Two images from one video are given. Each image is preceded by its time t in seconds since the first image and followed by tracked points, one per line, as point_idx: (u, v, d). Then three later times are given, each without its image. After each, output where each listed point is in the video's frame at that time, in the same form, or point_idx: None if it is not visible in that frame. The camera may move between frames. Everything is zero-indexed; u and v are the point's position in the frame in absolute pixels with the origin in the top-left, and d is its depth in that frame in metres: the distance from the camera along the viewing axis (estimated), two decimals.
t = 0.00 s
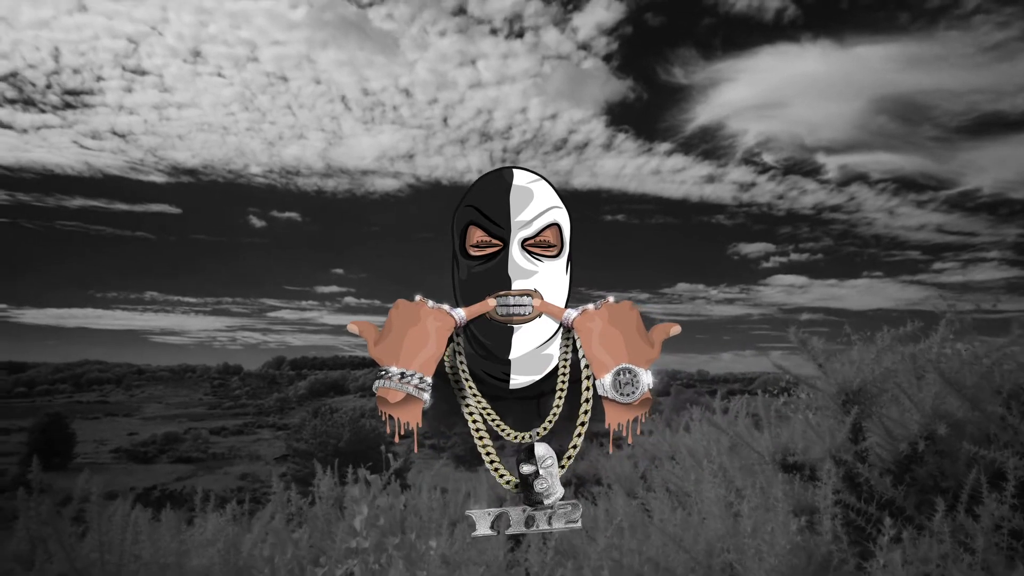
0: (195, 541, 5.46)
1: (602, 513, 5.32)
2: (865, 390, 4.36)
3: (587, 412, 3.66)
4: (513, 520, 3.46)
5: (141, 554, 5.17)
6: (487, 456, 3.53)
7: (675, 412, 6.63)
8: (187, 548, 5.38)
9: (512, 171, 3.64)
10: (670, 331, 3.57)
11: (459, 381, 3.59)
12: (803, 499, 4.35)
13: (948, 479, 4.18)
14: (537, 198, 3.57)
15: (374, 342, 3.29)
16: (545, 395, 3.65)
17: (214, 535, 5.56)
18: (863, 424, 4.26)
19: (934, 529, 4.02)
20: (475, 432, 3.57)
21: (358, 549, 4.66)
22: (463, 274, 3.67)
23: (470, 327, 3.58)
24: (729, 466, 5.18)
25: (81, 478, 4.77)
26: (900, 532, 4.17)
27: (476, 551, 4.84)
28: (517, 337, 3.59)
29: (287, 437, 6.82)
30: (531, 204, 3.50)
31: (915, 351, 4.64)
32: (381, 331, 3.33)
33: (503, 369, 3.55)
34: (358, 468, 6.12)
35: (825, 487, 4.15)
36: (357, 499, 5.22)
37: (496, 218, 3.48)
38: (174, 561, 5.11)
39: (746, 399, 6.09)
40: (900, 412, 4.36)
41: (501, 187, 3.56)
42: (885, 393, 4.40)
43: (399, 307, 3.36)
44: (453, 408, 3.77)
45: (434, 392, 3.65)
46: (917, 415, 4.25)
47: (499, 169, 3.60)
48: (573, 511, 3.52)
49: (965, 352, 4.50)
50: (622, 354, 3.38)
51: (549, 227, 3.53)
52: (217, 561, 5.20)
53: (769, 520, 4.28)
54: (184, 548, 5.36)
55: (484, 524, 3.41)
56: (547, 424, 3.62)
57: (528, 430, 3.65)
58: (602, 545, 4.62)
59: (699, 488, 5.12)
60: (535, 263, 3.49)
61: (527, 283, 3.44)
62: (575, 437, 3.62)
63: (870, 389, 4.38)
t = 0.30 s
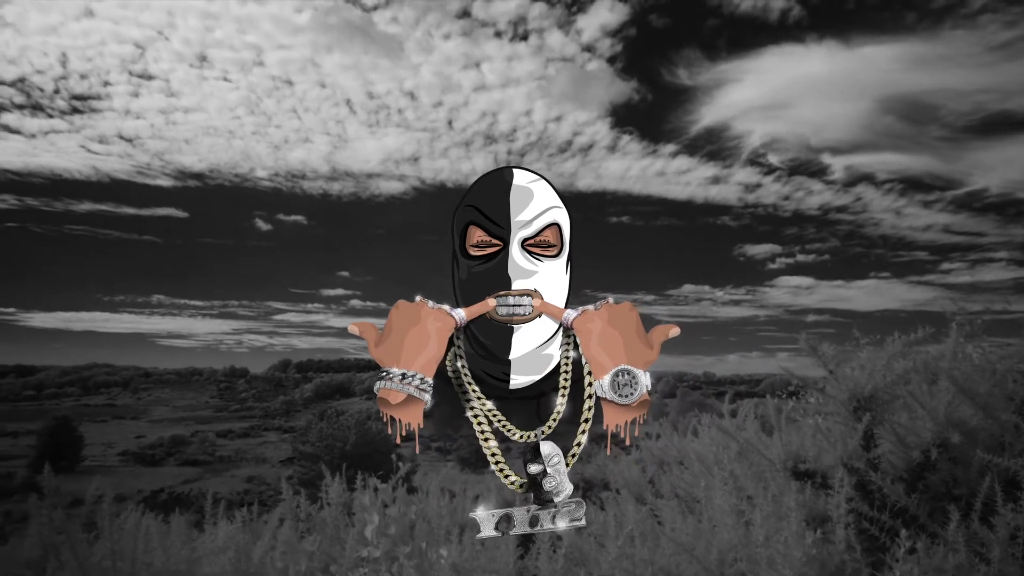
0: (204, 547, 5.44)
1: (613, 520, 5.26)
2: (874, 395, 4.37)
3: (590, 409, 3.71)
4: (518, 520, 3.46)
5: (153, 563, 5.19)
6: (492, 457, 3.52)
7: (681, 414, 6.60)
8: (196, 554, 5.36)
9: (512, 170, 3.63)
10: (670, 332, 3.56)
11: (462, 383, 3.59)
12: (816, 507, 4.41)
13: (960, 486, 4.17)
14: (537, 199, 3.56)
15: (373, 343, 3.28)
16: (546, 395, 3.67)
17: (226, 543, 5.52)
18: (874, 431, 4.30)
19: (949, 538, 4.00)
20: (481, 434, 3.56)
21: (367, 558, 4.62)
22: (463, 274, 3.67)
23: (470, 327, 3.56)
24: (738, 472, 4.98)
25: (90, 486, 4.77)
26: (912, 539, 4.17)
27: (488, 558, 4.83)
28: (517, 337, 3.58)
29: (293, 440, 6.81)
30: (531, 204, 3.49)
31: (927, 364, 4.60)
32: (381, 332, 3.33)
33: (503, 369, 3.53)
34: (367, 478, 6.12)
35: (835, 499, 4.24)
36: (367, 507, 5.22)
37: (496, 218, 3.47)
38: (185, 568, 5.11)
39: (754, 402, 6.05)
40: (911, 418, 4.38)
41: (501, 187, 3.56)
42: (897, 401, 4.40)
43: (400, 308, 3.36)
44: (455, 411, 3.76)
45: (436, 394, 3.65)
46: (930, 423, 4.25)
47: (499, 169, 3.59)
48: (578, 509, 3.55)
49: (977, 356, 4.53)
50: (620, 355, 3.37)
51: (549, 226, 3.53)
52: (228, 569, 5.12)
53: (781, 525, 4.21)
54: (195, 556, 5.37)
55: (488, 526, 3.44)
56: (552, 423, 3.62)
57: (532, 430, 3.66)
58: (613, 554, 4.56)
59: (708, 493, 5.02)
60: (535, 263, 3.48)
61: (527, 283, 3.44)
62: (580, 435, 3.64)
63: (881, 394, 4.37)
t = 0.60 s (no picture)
0: (213, 551, 5.45)
1: (624, 530, 5.17)
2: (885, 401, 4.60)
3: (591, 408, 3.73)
4: (519, 519, 3.51)
5: (165, 568, 5.21)
6: (494, 457, 3.57)
7: (687, 416, 6.56)
8: (207, 558, 5.38)
9: (512, 171, 3.65)
10: (670, 334, 3.58)
11: (463, 383, 3.60)
12: (829, 515, 4.35)
13: (975, 494, 4.15)
14: (537, 199, 3.58)
15: (374, 344, 3.31)
16: (545, 396, 3.67)
17: (238, 550, 5.36)
18: (888, 437, 4.34)
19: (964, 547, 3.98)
20: (482, 433, 3.60)
21: (378, 566, 4.65)
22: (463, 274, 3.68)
23: (470, 327, 3.57)
24: (751, 480, 5.12)
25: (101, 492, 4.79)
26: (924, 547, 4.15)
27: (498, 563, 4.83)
28: (517, 337, 3.60)
29: (299, 442, 6.84)
30: (531, 204, 3.50)
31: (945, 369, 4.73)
32: (381, 333, 3.36)
33: (503, 369, 3.55)
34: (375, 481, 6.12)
35: (850, 508, 4.21)
36: (378, 515, 5.27)
37: (496, 219, 3.49)
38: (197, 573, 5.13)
39: (763, 404, 5.99)
40: (925, 425, 4.36)
41: (502, 187, 3.57)
42: (912, 407, 4.49)
43: (400, 309, 3.38)
44: (457, 410, 3.78)
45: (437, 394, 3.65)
46: (945, 430, 4.20)
47: (499, 170, 3.61)
48: (579, 507, 3.58)
49: (996, 361, 4.59)
50: (620, 356, 3.38)
51: (549, 227, 3.55)
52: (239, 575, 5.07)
53: (795, 536, 4.29)
54: (207, 562, 5.40)
55: (489, 525, 3.46)
56: (552, 422, 3.64)
57: (533, 428, 3.65)
58: (627, 560, 4.74)
59: (720, 499, 4.98)
60: (535, 263, 3.49)
61: (527, 284, 3.46)
62: (580, 434, 3.67)
63: (894, 400, 4.59)
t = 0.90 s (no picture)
0: (222, 556, 5.48)
1: (633, 536, 5.14)
2: (892, 406, 4.57)
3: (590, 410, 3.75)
4: (518, 518, 3.53)
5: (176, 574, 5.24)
6: (492, 456, 3.55)
7: (693, 418, 6.56)
8: (218, 563, 5.41)
9: (512, 171, 3.65)
10: (670, 336, 3.57)
11: (462, 382, 3.60)
12: (842, 522, 4.35)
13: (987, 499, 4.12)
14: (537, 199, 3.58)
15: (374, 345, 3.32)
16: (545, 396, 3.68)
17: (248, 555, 5.36)
18: (899, 442, 4.43)
19: (977, 554, 4.03)
20: (481, 433, 3.58)
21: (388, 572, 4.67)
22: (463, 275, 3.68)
23: (470, 328, 3.58)
24: (759, 485, 4.97)
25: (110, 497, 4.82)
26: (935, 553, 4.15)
27: (508, 566, 4.85)
28: (517, 338, 3.60)
29: (306, 444, 6.87)
30: (531, 205, 3.51)
31: (955, 368, 4.76)
32: (381, 334, 3.37)
33: (503, 369, 3.55)
34: (382, 483, 6.13)
35: (863, 513, 4.22)
36: (388, 520, 5.27)
37: (496, 220, 3.49)
38: None
39: (771, 406, 5.96)
40: (936, 430, 4.42)
41: (502, 188, 3.58)
42: (922, 412, 4.52)
43: (400, 310, 3.39)
44: (456, 410, 3.79)
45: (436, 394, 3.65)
46: (957, 436, 4.25)
47: (499, 171, 3.62)
48: (578, 507, 3.58)
49: (1006, 366, 4.56)
50: (620, 357, 3.38)
51: (549, 227, 3.55)
52: None
53: (806, 543, 4.29)
54: (217, 567, 5.41)
55: (488, 524, 3.52)
56: (552, 422, 3.67)
57: (533, 427, 3.67)
58: (637, 567, 4.73)
59: (729, 503, 4.90)
60: (535, 263, 3.50)
61: (527, 284, 3.47)
62: (579, 434, 3.65)
63: (902, 406, 4.55)
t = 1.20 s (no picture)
0: (231, 560, 5.51)
1: (642, 539, 5.12)
2: (908, 414, 4.52)
3: (587, 412, 3.75)
4: (514, 518, 3.54)
5: None
6: (487, 456, 3.60)
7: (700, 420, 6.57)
8: (228, 566, 5.45)
9: (512, 171, 3.65)
10: (670, 337, 3.56)
11: (460, 382, 3.62)
12: (853, 528, 4.45)
13: (999, 505, 4.19)
14: (537, 199, 3.58)
15: (374, 347, 3.33)
16: (545, 395, 3.69)
17: (257, 560, 5.36)
18: (910, 447, 4.47)
19: (992, 563, 4.03)
20: (474, 431, 3.63)
21: None
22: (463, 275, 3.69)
23: (470, 328, 3.59)
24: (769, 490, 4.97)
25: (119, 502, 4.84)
26: (947, 560, 4.23)
27: (515, 568, 4.87)
28: (517, 338, 3.62)
29: (312, 446, 6.87)
30: (531, 205, 3.51)
31: (966, 369, 4.71)
32: (381, 335, 3.38)
33: (503, 369, 3.56)
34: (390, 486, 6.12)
35: (876, 521, 4.36)
36: (398, 527, 5.32)
37: (496, 220, 3.49)
38: None
39: (780, 410, 5.97)
40: (947, 434, 4.46)
41: (502, 188, 3.58)
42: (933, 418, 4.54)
43: (400, 311, 3.40)
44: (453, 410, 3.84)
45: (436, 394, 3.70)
46: (969, 443, 4.27)
47: (500, 171, 3.62)
48: (576, 509, 3.58)
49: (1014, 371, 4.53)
50: (621, 359, 3.37)
51: (549, 227, 3.55)
52: None
53: (819, 550, 4.36)
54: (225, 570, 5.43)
55: (484, 523, 3.54)
56: (549, 423, 3.70)
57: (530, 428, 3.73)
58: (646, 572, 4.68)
59: (738, 509, 4.87)
60: (535, 263, 3.50)
61: (527, 284, 3.48)
62: (575, 437, 3.67)
63: (918, 414, 4.50)
